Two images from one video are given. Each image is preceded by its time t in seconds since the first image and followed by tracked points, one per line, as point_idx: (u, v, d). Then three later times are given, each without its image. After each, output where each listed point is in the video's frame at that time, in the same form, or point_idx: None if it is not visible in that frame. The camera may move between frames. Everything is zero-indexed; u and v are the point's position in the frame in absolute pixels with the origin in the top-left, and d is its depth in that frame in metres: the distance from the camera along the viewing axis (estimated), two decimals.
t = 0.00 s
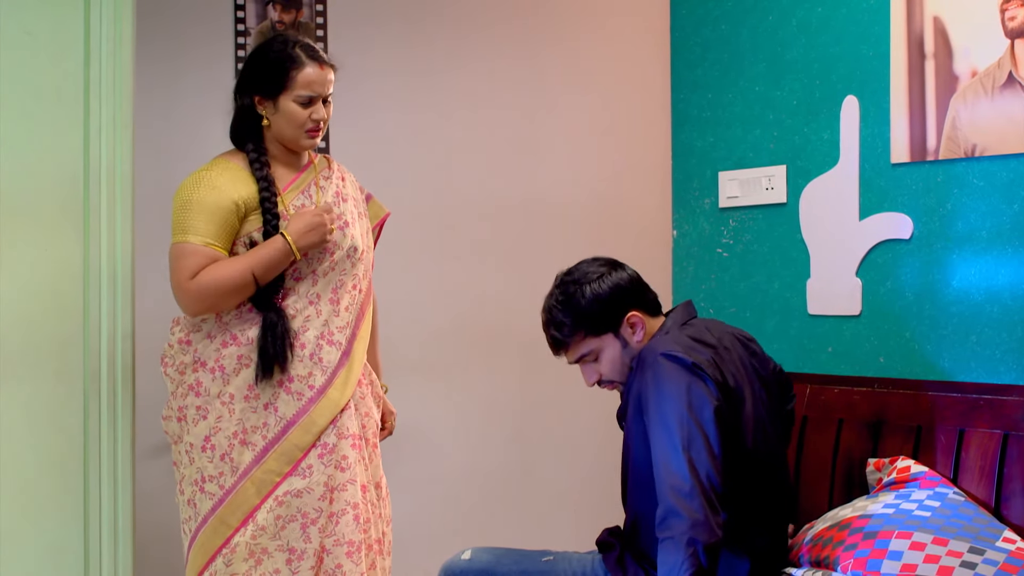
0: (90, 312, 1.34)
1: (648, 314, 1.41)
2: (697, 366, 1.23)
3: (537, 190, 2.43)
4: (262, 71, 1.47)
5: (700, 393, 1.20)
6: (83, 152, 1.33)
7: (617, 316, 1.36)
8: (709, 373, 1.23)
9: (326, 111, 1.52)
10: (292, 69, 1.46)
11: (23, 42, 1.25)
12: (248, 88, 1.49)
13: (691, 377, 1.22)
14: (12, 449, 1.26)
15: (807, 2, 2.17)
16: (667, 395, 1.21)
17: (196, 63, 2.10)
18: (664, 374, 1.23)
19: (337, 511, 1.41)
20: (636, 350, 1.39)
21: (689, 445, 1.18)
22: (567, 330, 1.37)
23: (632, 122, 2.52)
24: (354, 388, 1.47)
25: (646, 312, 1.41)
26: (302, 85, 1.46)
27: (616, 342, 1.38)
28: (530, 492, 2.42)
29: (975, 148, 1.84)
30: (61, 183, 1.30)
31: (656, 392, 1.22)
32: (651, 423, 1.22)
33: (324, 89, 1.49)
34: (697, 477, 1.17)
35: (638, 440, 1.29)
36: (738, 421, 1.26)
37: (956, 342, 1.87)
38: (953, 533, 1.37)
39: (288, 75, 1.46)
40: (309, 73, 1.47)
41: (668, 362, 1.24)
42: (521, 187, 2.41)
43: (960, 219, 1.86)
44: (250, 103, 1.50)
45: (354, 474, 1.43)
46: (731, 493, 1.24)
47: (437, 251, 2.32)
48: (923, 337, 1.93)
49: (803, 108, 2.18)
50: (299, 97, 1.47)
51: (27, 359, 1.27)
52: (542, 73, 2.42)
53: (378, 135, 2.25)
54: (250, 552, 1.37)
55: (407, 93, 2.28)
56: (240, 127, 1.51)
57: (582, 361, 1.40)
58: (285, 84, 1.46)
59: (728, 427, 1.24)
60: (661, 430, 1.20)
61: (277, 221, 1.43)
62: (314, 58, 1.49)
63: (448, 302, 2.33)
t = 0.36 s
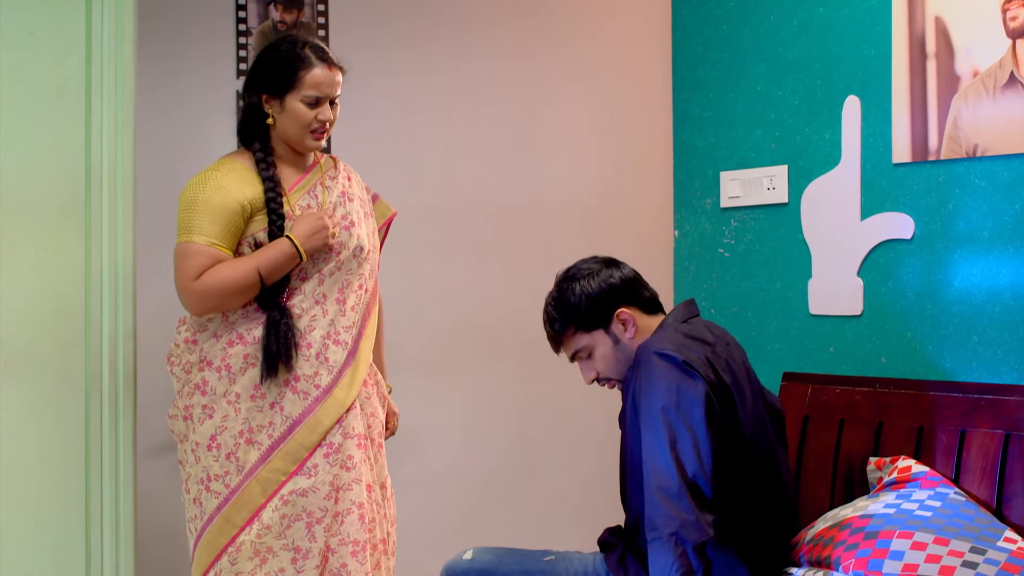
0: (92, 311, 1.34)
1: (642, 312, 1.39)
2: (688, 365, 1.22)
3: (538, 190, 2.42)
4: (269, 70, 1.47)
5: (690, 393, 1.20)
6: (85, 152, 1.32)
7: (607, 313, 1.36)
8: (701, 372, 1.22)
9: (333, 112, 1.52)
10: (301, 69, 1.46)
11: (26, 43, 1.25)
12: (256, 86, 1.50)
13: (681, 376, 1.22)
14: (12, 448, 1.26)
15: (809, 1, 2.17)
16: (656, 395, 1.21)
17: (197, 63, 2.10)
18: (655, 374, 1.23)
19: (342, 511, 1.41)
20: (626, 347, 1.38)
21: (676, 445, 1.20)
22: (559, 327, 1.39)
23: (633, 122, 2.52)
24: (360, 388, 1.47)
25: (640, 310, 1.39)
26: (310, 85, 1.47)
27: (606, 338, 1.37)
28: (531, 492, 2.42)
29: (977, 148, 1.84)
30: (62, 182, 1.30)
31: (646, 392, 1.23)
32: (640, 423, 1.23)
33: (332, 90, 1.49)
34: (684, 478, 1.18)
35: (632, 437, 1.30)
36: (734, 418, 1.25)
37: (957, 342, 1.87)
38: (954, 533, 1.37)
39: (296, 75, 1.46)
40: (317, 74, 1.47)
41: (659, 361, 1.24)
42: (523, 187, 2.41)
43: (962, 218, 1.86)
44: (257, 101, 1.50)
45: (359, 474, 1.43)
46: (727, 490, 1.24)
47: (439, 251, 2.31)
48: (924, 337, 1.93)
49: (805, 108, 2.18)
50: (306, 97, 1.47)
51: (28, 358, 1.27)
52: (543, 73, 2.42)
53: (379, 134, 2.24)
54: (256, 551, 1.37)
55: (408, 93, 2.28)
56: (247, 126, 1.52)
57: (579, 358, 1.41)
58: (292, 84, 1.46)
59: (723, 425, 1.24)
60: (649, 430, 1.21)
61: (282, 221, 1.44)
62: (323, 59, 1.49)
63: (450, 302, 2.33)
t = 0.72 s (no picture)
0: (94, 313, 1.31)
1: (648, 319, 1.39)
2: (692, 366, 1.23)
3: (539, 190, 2.43)
4: (277, 70, 1.48)
5: (692, 394, 1.20)
6: (87, 152, 1.29)
7: (614, 319, 1.35)
8: (703, 374, 1.22)
9: (341, 111, 1.53)
10: (308, 68, 1.47)
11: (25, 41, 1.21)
12: (263, 86, 1.50)
13: (685, 377, 1.22)
14: (12, 458, 1.23)
15: (811, 1, 2.17)
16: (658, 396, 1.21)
17: (198, 63, 2.10)
18: (658, 375, 1.23)
19: (345, 511, 1.41)
20: (632, 353, 1.38)
21: (678, 446, 1.20)
22: (564, 332, 1.36)
23: (635, 122, 2.52)
24: (364, 389, 1.47)
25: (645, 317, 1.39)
26: (317, 84, 1.47)
27: (612, 345, 1.37)
28: (531, 491, 2.42)
29: (979, 148, 1.84)
30: (63, 183, 1.26)
31: (648, 394, 1.23)
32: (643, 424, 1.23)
33: (340, 89, 1.49)
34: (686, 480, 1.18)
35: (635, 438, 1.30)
36: (737, 419, 1.25)
37: (958, 342, 1.87)
38: (956, 533, 1.37)
39: (304, 74, 1.47)
40: (325, 73, 1.47)
41: (663, 362, 1.24)
42: (524, 187, 2.41)
43: (963, 218, 1.86)
44: (265, 101, 1.51)
45: (362, 475, 1.43)
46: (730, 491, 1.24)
47: (440, 251, 2.32)
48: (926, 337, 1.93)
49: (806, 108, 2.18)
50: (314, 96, 1.47)
51: (28, 365, 1.24)
52: (544, 73, 2.42)
53: (380, 134, 2.24)
54: (258, 550, 1.37)
55: (409, 93, 2.28)
56: (255, 126, 1.52)
57: (581, 361, 1.40)
58: (300, 83, 1.47)
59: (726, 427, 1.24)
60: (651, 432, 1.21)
61: (287, 221, 1.44)
62: (330, 58, 1.50)
63: (451, 302, 2.33)
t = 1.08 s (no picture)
0: (94, 314, 1.31)
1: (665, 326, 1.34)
2: (697, 368, 1.22)
3: (539, 190, 2.43)
4: (285, 70, 1.48)
5: (698, 397, 1.20)
6: (87, 153, 1.29)
7: (638, 315, 1.30)
8: (708, 376, 1.22)
9: (349, 110, 1.52)
10: (316, 67, 1.47)
11: (25, 42, 1.20)
12: (272, 86, 1.50)
13: (689, 379, 1.21)
14: (11, 461, 1.21)
15: (811, 1, 2.17)
16: (663, 398, 1.21)
17: (198, 63, 2.10)
18: (664, 377, 1.22)
19: (348, 512, 1.41)
20: (639, 353, 1.34)
21: (682, 448, 1.19)
22: (582, 311, 1.31)
23: (634, 122, 2.52)
24: (368, 390, 1.47)
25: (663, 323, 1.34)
26: (325, 83, 1.47)
27: (622, 339, 1.32)
28: (530, 491, 2.42)
29: (979, 148, 1.84)
30: (63, 183, 1.26)
31: (654, 395, 1.22)
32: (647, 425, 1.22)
33: (348, 88, 1.49)
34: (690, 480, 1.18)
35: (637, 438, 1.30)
36: (740, 420, 1.25)
37: (959, 342, 1.87)
38: (956, 533, 1.37)
39: (312, 73, 1.46)
40: (333, 72, 1.47)
41: (669, 364, 1.23)
42: (524, 187, 2.41)
43: (963, 219, 1.86)
44: (274, 101, 1.50)
45: (365, 476, 1.43)
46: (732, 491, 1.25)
47: (440, 251, 2.32)
48: (926, 338, 1.92)
49: (806, 108, 2.18)
50: (322, 95, 1.47)
51: (29, 365, 1.22)
52: (544, 73, 2.42)
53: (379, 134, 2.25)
54: (261, 550, 1.37)
55: (408, 93, 2.28)
56: (262, 127, 1.52)
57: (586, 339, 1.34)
58: (308, 83, 1.46)
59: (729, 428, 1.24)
60: (656, 433, 1.21)
61: (292, 222, 1.44)
62: (339, 57, 1.49)
63: (451, 302, 2.33)
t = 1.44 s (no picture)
0: (94, 314, 1.31)
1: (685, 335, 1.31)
2: (703, 371, 1.21)
3: (538, 190, 2.43)
4: (290, 69, 1.48)
5: (703, 400, 1.19)
6: (87, 154, 1.28)
7: (665, 309, 1.28)
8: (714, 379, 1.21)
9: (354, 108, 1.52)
10: (320, 66, 1.47)
11: (25, 43, 1.19)
12: (278, 84, 1.50)
13: (695, 381, 1.21)
14: (11, 461, 1.21)
15: (811, 1, 2.17)
16: (668, 400, 1.20)
17: (198, 63, 2.12)
18: (670, 379, 1.22)
19: (353, 513, 1.41)
20: (647, 341, 1.32)
21: (685, 451, 1.19)
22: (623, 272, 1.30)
23: (634, 122, 2.51)
24: (373, 391, 1.47)
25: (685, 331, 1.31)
26: (330, 81, 1.47)
27: (637, 320, 1.31)
28: (529, 491, 2.42)
29: (979, 148, 1.84)
30: (63, 183, 1.25)
31: (659, 396, 1.22)
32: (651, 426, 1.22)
33: (353, 86, 1.49)
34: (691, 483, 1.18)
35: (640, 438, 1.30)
36: (745, 423, 1.25)
37: (959, 342, 1.87)
38: (956, 533, 1.37)
39: (317, 71, 1.46)
40: (337, 70, 1.47)
41: (675, 365, 1.22)
42: (524, 187, 2.41)
43: (963, 219, 1.86)
44: (278, 100, 1.50)
45: (370, 477, 1.43)
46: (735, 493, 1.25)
47: (440, 252, 2.34)
48: (926, 338, 1.92)
49: (806, 108, 2.19)
50: (327, 93, 1.47)
51: (29, 366, 1.21)
52: (544, 73, 2.42)
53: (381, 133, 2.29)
54: (266, 550, 1.37)
55: (406, 92, 2.30)
56: (267, 127, 1.52)
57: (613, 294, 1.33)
58: (313, 82, 1.46)
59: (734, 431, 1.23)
60: (659, 435, 1.20)
61: (298, 220, 1.44)
62: (343, 56, 1.49)
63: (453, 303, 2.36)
